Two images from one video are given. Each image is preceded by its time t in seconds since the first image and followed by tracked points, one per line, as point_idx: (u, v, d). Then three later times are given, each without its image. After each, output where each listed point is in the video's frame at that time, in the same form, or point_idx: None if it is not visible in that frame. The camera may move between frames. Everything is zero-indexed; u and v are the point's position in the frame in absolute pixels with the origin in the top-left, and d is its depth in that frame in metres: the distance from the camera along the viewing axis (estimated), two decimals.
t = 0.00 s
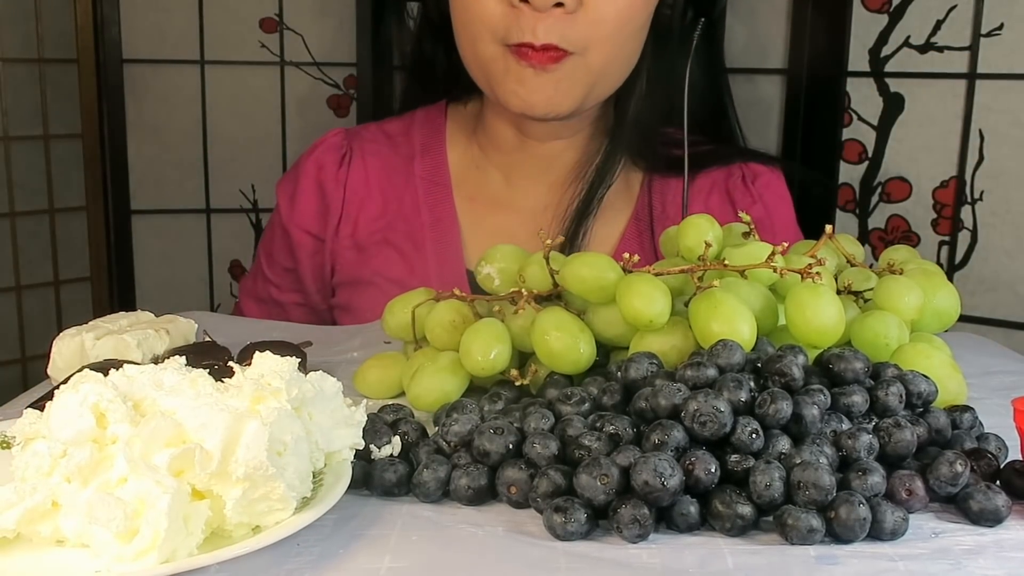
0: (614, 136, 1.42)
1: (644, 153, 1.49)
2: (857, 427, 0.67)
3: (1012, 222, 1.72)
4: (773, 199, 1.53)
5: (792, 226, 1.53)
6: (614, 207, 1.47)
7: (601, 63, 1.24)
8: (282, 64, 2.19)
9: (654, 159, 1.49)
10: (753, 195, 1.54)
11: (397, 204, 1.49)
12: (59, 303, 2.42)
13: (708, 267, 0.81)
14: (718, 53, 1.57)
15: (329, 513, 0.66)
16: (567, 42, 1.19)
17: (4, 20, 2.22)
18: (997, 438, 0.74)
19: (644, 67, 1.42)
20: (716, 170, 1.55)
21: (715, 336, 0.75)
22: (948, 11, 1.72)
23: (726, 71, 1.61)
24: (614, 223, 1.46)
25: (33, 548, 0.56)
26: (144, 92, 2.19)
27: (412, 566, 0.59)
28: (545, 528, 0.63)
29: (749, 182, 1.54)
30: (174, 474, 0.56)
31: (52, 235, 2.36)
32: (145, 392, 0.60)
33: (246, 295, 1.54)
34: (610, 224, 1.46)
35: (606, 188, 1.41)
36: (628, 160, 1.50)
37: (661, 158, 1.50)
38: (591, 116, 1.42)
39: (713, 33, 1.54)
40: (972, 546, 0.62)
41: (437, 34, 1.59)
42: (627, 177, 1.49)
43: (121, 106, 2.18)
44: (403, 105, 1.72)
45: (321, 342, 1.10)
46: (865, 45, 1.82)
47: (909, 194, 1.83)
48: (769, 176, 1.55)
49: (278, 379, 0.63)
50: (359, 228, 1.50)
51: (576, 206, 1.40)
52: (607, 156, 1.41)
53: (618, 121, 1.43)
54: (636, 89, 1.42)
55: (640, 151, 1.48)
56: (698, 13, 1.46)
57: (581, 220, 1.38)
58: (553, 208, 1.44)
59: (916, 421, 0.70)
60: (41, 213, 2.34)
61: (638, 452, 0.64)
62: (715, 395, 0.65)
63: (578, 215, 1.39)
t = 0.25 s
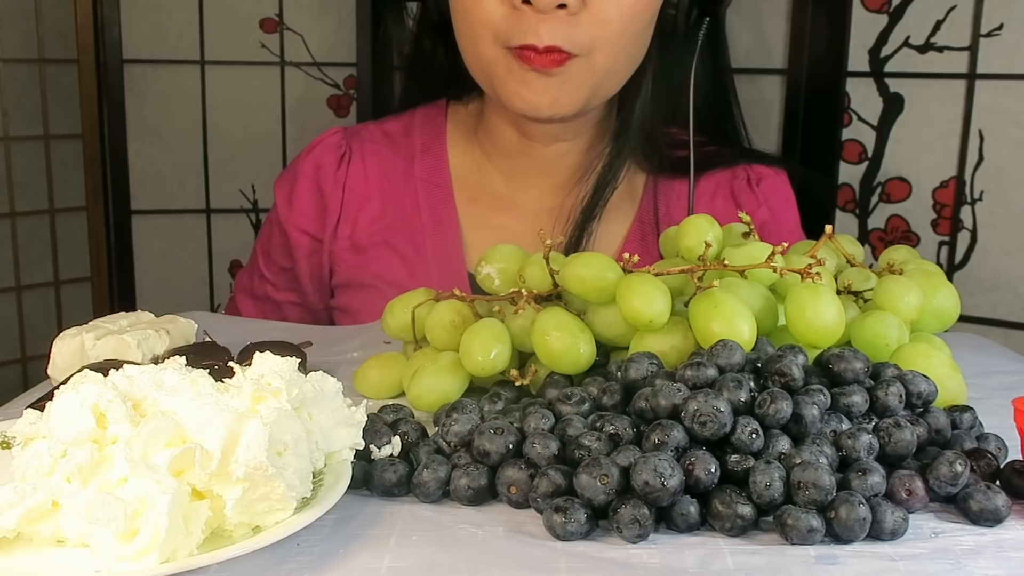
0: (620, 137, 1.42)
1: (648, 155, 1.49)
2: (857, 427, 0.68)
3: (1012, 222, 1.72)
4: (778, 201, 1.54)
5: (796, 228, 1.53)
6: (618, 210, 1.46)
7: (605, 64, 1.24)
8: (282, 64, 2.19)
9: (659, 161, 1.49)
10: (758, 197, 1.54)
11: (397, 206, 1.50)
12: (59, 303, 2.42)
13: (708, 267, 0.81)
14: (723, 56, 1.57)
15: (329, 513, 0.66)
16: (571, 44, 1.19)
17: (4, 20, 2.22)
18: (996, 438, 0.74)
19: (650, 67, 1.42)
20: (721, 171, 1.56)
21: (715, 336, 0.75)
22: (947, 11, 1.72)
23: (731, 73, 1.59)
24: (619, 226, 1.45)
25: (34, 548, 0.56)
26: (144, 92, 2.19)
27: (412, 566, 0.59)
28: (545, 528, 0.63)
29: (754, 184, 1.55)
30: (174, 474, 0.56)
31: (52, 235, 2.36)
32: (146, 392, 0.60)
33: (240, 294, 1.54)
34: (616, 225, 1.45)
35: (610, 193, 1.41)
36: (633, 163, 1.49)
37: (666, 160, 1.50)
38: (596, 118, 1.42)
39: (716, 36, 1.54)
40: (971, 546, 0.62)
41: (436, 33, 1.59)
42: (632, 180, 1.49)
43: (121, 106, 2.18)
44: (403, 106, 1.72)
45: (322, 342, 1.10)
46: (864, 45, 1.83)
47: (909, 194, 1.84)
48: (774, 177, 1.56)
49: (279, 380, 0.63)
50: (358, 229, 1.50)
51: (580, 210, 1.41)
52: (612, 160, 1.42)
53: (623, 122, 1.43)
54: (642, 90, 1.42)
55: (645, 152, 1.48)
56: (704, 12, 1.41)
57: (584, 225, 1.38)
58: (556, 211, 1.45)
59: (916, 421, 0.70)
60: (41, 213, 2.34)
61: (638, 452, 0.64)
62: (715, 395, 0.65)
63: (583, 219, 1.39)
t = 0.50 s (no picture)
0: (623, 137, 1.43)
1: (653, 154, 1.49)
2: (857, 427, 0.67)
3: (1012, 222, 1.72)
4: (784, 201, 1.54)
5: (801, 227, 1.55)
6: (623, 211, 1.47)
7: (606, 67, 1.24)
8: (282, 64, 2.19)
9: (663, 161, 1.49)
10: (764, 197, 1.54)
11: (397, 207, 1.49)
12: (59, 302, 2.41)
13: (708, 267, 0.81)
14: (725, 56, 1.56)
15: (328, 513, 0.66)
16: (572, 48, 1.20)
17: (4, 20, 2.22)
18: (996, 438, 0.74)
19: (653, 66, 1.42)
20: (726, 171, 1.56)
21: (716, 336, 0.75)
22: (948, 11, 1.72)
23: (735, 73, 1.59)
24: (622, 226, 1.46)
25: (33, 548, 0.56)
26: (144, 92, 2.19)
27: (411, 566, 0.59)
28: (545, 528, 0.63)
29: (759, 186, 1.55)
30: (174, 474, 0.56)
31: (52, 235, 2.35)
32: (146, 392, 0.60)
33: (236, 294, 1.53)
34: (619, 228, 1.45)
35: (613, 196, 1.42)
36: (637, 163, 1.50)
37: (671, 159, 1.50)
38: (598, 120, 1.41)
39: (717, 34, 1.53)
40: (972, 547, 0.62)
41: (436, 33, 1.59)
42: (635, 180, 1.49)
43: (121, 105, 2.18)
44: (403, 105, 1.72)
45: (322, 342, 1.10)
46: (865, 45, 1.83)
47: (909, 194, 1.84)
48: (779, 177, 1.56)
49: (279, 380, 0.63)
50: (358, 231, 1.50)
51: (584, 212, 1.41)
52: (615, 160, 1.42)
53: (626, 123, 1.43)
54: (644, 90, 1.42)
55: (648, 152, 1.49)
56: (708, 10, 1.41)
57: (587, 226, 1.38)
58: (558, 212, 1.45)
59: (916, 421, 0.70)
60: (41, 213, 2.34)
61: (638, 452, 0.64)
62: (715, 395, 0.65)
63: (585, 222, 1.39)
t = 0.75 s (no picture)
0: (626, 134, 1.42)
1: (657, 152, 1.49)
2: (857, 427, 0.67)
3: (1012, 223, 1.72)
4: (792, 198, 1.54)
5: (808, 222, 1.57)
6: (628, 209, 1.47)
7: (609, 65, 1.23)
8: (282, 64, 2.19)
9: (668, 159, 1.49)
10: (773, 196, 1.53)
11: (396, 204, 1.49)
12: (59, 302, 2.41)
13: (708, 267, 0.81)
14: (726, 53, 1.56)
15: (328, 513, 0.66)
16: (575, 45, 1.19)
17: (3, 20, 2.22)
18: (996, 438, 0.74)
19: (654, 64, 1.41)
20: (731, 171, 1.55)
21: (715, 336, 0.75)
22: (948, 11, 1.72)
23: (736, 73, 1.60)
24: (628, 224, 1.46)
25: (33, 548, 0.56)
26: (144, 92, 2.19)
27: (411, 566, 0.59)
28: (545, 528, 0.63)
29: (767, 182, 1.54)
30: (173, 475, 0.56)
31: (52, 235, 2.35)
32: (145, 392, 0.60)
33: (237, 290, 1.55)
34: (624, 229, 1.45)
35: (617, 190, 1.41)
36: (640, 161, 1.50)
37: (677, 159, 1.50)
38: (600, 119, 1.41)
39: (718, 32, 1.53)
40: (972, 547, 0.62)
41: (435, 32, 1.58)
42: (639, 178, 1.50)
43: (121, 105, 2.18)
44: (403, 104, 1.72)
45: (321, 342, 1.10)
46: (865, 45, 1.83)
47: (909, 194, 1.84)
48: (786, 172, 1.56)
49: (278, 380, 0.63)
50: (356, 227, 1.50)
51: (587, 211, 1.40)
52: (619, 156, 1.41)
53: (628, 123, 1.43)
54: (646, 90, 1.42)
55: (653, 150, 1.49)
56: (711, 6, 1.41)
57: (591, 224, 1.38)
58: (560, 212, 1.45)
59: (916, 421, 0.70)
60: (41, 213, 2.34)
61: (637, 453, 0.64)
62: (715, 395, 0.65)
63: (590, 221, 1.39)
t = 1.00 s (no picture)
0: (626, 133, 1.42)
1: (659, 153, 1.49)
2: (857, 427, 0.68)
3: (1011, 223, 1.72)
4: (796, 200, 1.53)
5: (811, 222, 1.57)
6: (630, 209, 1.47)
7: (616, 55, 1.23)
8: (282, 64, 2.19)
9: (669, 159, 1.50)
10: (779, 196, 1.53)
11: (393, 206, 1.49)
12: (60, 302, 2.41)
13: (708, 267, 0.81)
14: (726, 52, 1.56)
15: (328, 513, 0.66)
16: (580, 34, 1.19)
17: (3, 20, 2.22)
18: (996, 438, 0.74)
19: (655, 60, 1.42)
20: (735, 170, 1.55)
21: (715, 336, 0.75)
22: (948, 11, 1.72)
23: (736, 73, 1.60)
24: (631, 224, 1.46)
25: (33, 548, 0.55)
26: (144, 92, 2.19)
27: (411, 566, 0.59)
28: (545, 528, 0.63)
29: (772, 182, 1.54)
30: (173, 475, 0.56)
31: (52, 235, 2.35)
32: (145, 392, 0.60)
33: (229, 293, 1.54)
34: (626, 230, 1.45)
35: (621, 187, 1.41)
36: (643, 161, 1.50)
37: (680, 158, 1.50)
38: (599, 117, 1.41)
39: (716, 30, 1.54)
40: (972, 547, 0.62)
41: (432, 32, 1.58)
42: (642, 177, 1.50)
43: (121, 105, 2.18)
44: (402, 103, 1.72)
45: (321, 342, 1.10)
46: (864, 45, 1.83)
47: (909, 194, 1.84)
48: (789, 175, 1.55)
49: (278, 380, 0.63)
50: (352, 228, 1.50)
51: (589, 211, 1.40)
52: (621, 151, 1.41)
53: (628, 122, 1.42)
54: (646, 87, 1.42)
55: (656, 150, 1.49)
56: None
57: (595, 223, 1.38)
58: (559, 213, 1.45)
59: (915, 421, 0.70)
60: (41, 213, 2.34)
61: (637, 453, 0.64)
62: (715, 395, 0.65)
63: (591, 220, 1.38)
